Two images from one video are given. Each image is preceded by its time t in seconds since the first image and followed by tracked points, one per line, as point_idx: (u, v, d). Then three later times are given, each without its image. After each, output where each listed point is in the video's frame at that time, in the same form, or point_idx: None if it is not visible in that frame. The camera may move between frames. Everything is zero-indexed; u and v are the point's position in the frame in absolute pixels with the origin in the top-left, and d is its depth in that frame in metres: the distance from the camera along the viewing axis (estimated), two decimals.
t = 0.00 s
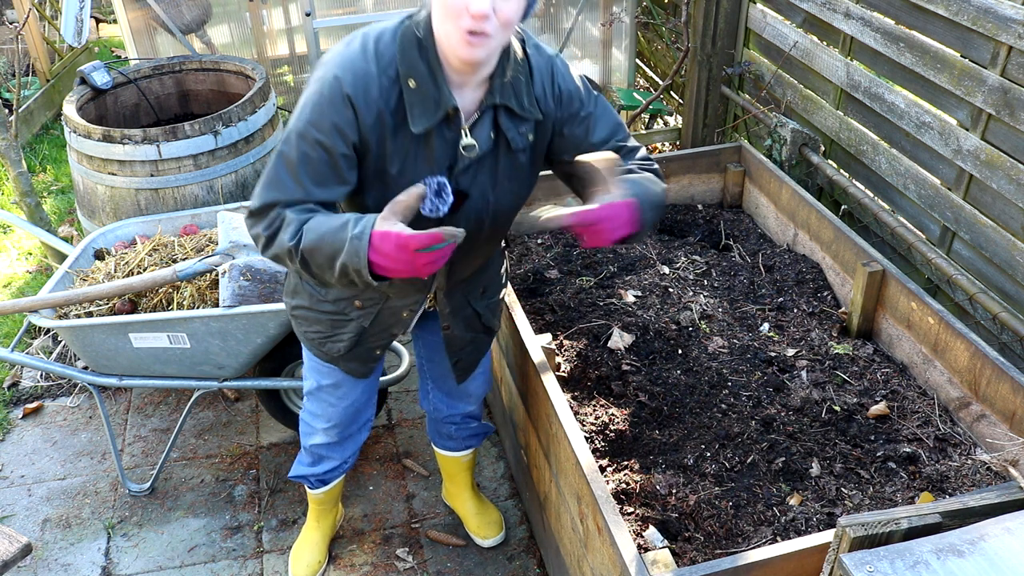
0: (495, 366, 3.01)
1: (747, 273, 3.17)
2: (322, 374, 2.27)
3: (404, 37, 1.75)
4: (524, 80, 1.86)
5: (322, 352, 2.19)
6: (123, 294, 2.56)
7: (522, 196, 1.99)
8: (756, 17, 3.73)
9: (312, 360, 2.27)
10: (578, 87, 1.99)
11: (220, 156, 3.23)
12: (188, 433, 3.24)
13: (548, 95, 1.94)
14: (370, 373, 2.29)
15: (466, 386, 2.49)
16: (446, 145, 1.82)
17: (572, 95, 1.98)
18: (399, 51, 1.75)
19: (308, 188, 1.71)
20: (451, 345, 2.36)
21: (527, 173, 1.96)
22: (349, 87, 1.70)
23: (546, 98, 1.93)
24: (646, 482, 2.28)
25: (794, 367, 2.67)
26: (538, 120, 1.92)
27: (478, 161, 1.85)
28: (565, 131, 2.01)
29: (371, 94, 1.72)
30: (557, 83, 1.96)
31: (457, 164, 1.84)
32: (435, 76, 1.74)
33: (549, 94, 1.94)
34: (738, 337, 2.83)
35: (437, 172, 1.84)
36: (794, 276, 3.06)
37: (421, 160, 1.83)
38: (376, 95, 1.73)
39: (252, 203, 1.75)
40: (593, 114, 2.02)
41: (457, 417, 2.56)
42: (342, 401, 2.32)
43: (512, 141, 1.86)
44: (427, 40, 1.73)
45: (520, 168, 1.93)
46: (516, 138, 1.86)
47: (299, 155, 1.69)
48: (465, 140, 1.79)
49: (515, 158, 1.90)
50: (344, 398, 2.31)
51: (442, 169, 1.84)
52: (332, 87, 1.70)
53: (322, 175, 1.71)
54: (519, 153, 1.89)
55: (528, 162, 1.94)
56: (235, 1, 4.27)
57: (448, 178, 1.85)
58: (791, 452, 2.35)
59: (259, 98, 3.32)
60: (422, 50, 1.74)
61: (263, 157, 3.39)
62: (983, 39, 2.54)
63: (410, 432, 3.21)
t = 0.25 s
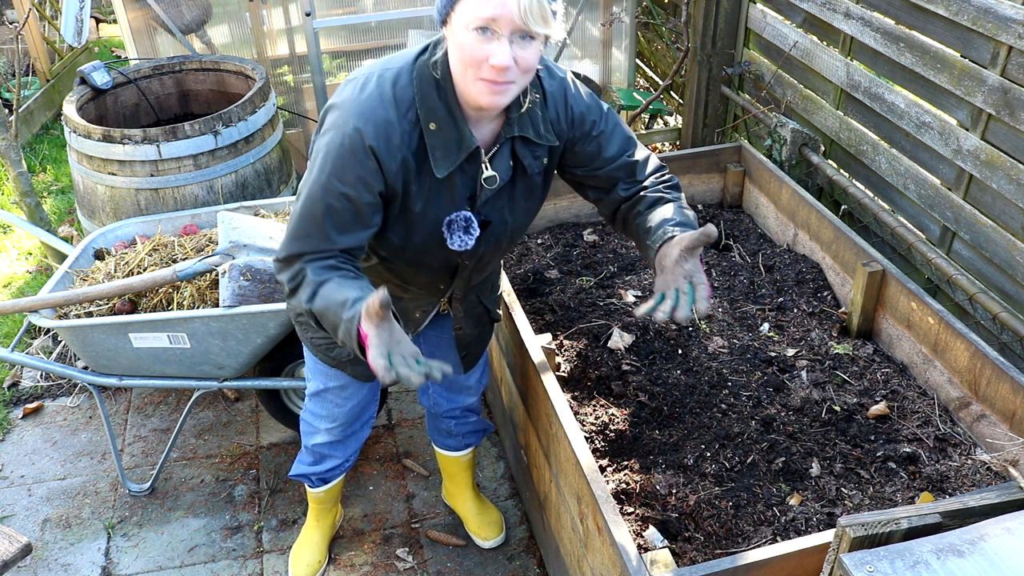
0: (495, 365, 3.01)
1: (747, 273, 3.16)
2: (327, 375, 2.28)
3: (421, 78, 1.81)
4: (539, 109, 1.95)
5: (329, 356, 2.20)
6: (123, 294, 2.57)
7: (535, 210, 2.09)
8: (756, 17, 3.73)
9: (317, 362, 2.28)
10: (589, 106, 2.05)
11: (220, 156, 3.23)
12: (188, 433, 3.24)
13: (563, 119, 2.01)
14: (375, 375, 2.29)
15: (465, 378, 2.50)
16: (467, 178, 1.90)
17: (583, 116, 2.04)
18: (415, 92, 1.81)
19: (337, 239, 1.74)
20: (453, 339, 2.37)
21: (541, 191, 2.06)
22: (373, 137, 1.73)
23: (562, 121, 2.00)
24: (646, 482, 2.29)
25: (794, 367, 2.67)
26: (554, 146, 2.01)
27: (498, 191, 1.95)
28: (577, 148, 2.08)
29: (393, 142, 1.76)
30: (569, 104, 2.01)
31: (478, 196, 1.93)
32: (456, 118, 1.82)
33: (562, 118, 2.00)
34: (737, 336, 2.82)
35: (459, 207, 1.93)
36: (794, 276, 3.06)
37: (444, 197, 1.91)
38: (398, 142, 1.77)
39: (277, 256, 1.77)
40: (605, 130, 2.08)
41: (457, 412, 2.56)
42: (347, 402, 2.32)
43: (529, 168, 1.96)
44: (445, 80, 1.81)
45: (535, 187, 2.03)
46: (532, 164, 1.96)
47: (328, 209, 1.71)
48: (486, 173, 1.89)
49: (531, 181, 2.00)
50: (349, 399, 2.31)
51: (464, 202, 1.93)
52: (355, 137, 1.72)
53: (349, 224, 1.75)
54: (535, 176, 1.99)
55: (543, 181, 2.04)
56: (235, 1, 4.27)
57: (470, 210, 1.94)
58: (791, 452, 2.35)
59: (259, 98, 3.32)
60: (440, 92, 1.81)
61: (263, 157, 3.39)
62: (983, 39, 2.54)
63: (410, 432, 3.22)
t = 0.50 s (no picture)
0: (495, 365, 3.00)
1: (747, 273, 3.16)
2: (331, 376, 2.28)
3: (427, 82, 1.82)
4: (547, 112, 1.94)
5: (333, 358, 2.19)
6: (123, 294, 2.57)
7: (540, 212, 2.10)
8: (756, 17, 3.73)
9: (321, 364, 2.28)
10: (595, 108, 2.05)
11: (220, 156, 3.23)
12: (188, 432, 3.24)
13: (569, 122, 2.00)
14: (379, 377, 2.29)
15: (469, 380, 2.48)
16: (473, 181, 1.91)
17: (590, 118, 2.03)
18: (422, 95, 1.82)
19: (346, 243, 1.77)
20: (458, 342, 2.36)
21: (545, 193, 2.06)
22: (379, 142, 1.74)
23: (569, 124, 2.00)
24: (646, 482, 2.28)
25: (794, 367, 2.67)
26: (560, 149, 2.00)
27: (504, 194, 1.96)
28: (583, 151, 2.08)
29: (400, 146, 1.77)
30: (575, 106, 2.01)
31: (484, 199, 1.94)
32: (462, 122, 1.83)
33: (568, 120, 2.00)
34: (737, 336, 2.82)
35: (466, 211, 1.94)
36: (794, 276, 3.06)
37: (451, 201, 1.92)
38: (405, 146, 1.78)
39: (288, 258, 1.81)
40: (610, 133, 2.08)
41: (459, 413, 2.56)
42: (351, 403, 2.32)
43: (535, 171, 1.95)
44: (451, 85, 1.82)
45: (540, 190, 2.03)
46: (539, 167, 1.95)
47: (336, 213, 1.74)
48: (493, 176, 1.89)
49: (537, 183, 2.00)
50: (353, 400, 2.31)
51: (470, 206, 1.94)
52: (361, 141, 1.73)
53: (357, 227, 1.78)
54: (540, 179, 1.99)
55: (548, 183, 2.05)
56: (235, 1, 4.27)
57: (477, 213, 1.95)
58: (791, 452, 2.35)
59: (259, 98, 3.32)
60: (446, 96, 1.82)
61: (263, 157, 3.39)
62: (983, 39, 2.54)
63: (410, 432, 3.21)
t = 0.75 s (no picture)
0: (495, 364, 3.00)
1: (747, 273, 3.16)
2: (333, 376, 2.28)
3: (425, 79, 1.82)
4: (546, 110, 1.93)
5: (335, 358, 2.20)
6: (123, 294, 2.57)
7: (541, 211, 2.09)
8: (756, 17, 3.73)
9: (323, 363, 2.28)
10: (593, 110, 2.03)
11: (220, 156, 3.23)
12: (188, 433, 3.24)
13: (568, 121, 1.99)
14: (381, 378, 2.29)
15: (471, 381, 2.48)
16: (472, 179, 1.90)
17: (589, 119, 2.02)
18: (419, 92, 1.82)
19: (345, 240, 1.78)
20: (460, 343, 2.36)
21: (545, 192, 2.06)
22: (377, 139, 1.74)
23: (568, 123, 1.99)
24: (646, 482, 2.29)
25: (794, 367, 2.67)
26: (559, 147, 1.99)
27: (503, 191, 1.95)
28: (581, 152, 2.06)
29: (398, 144, 1.77)
30: (574, 106, 2.00)
31: (483, 196, 1.93)
32: (460, 119, 1.82)
33: (567, 120, 1.98)
34: (738, 337, 2.82)
35: (465, 208, 1.94)
36: (794, 276, 3.06)
37: (450, 199, 1.92)
38: (403, 143, 1.78)
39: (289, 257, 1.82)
40: (608, 136, 2.07)
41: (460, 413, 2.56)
42: (352, 403, 2.32)
43: (534, 168, 1.95)
44: (449, 81, 1.81)
45: (540, 188, 2.03)
46: (537, 165, 1.95)
47: (335, 210, 1.74)
48: (491, 173, 1.89)
49: (536, 181, 2.00)
50: (354, 400, 2.31)
51: (470, 203, 1.94)
52: (359, 138, 1.73)
53: (357, 224, 1.78)
54: (539, 176, 1.99)
55: (547, 182, 2.04)
56: (235, 1, 4.27)
57: (476, 211, 1.95)
58: (791, 452, 2.35)
59: (259, 98, 3.32)
60: (444, 92, 1.82)
61: (263, 157, 3.39)
62: (983, 39, 2.54)
63: (410, 432, 3.21)
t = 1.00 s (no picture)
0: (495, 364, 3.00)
1: (747, 273, 3.16)
2: (334, 376, 2.28)
3: (415, 73, 1.82)
4: (537, 104, 1.92)
5: (336, 358, 2.20)
6: (123, 294, 2.57)
7: (537, 209, 2.08)
8: (756, 17, 3.73)
9: (324, 363, 2.28)
10: (584, 110, 2.02)
11: (220, 156, 3.23)
12: (188, 433, 3.24)
13: (558, 118, 1.97)
14: (381, 377, 2.29)
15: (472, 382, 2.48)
16: (464, 173, 1.90)
17: (580, 117, 2.01)
18: (409, 86, 1.82)
19: (338, 232, 1.81)
20: (460, 343, 2.36)
21: (540, 189, 2.04)
22: (366, 133, 1.75)
23: (559, 119, 1.98)
24: (646, 482, 2.28)
25: (794, 367, 2.67)
26: (551, 142, 1.97)
27: (496, 186, 1.94)
28: (569, 150, 2.03)
29: (387, 137, 1.78)
30: (565, 103, 1.99)
31: (476, 191, 1.92)
32: (449, 112, 1.82)
33: (557, 115, 1.97)
34: (738, 337, 2.82)
35: (457, 203, 1.93)
36: (794, 276, 3.06)
37: (442, 192, 1.91)
38: (392, 137, 1.79)
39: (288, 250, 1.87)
40: (597, 137, 2.06)
41: (461, 414, 2.56)
42: (353, 402, 2.32)
43: (527, 164, 1.93)
44: (439, 75, 1.81)
45: (535, 185, 2.01)
46: (530, 160, 1.93)
47: (326, 203, 1.77)
48: (482, 168, 1.88)
49: (530, 177, 1.98)
50: (355, 399, 2.31)
51: (462, 198, 1.93)
52: (348, 133, 1.75)
53: (349, 217, 1.80)
54: (533, 172, 1.97)
55: (541, 179, 2.02)
56: (235, 1, 4.27)
57: (468, 206, 1.94)
58: (791, 452, 2.35)
59: (259, 98, 3.32)
60: (434, 86, 1.82)
61: (263, 157, 3.39)
62: (983, 39, 2.54)
63: (410, 432, 3.21)
